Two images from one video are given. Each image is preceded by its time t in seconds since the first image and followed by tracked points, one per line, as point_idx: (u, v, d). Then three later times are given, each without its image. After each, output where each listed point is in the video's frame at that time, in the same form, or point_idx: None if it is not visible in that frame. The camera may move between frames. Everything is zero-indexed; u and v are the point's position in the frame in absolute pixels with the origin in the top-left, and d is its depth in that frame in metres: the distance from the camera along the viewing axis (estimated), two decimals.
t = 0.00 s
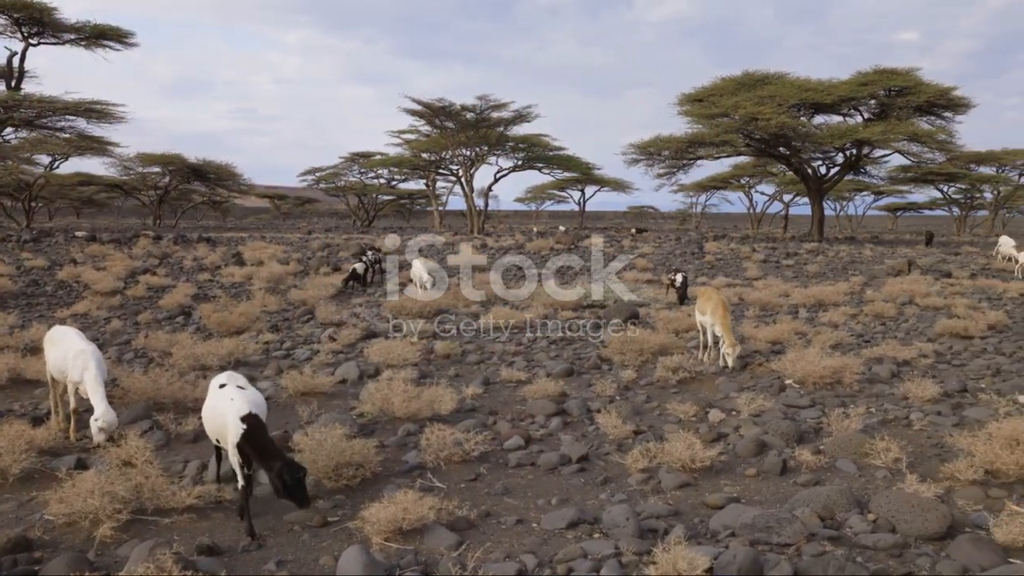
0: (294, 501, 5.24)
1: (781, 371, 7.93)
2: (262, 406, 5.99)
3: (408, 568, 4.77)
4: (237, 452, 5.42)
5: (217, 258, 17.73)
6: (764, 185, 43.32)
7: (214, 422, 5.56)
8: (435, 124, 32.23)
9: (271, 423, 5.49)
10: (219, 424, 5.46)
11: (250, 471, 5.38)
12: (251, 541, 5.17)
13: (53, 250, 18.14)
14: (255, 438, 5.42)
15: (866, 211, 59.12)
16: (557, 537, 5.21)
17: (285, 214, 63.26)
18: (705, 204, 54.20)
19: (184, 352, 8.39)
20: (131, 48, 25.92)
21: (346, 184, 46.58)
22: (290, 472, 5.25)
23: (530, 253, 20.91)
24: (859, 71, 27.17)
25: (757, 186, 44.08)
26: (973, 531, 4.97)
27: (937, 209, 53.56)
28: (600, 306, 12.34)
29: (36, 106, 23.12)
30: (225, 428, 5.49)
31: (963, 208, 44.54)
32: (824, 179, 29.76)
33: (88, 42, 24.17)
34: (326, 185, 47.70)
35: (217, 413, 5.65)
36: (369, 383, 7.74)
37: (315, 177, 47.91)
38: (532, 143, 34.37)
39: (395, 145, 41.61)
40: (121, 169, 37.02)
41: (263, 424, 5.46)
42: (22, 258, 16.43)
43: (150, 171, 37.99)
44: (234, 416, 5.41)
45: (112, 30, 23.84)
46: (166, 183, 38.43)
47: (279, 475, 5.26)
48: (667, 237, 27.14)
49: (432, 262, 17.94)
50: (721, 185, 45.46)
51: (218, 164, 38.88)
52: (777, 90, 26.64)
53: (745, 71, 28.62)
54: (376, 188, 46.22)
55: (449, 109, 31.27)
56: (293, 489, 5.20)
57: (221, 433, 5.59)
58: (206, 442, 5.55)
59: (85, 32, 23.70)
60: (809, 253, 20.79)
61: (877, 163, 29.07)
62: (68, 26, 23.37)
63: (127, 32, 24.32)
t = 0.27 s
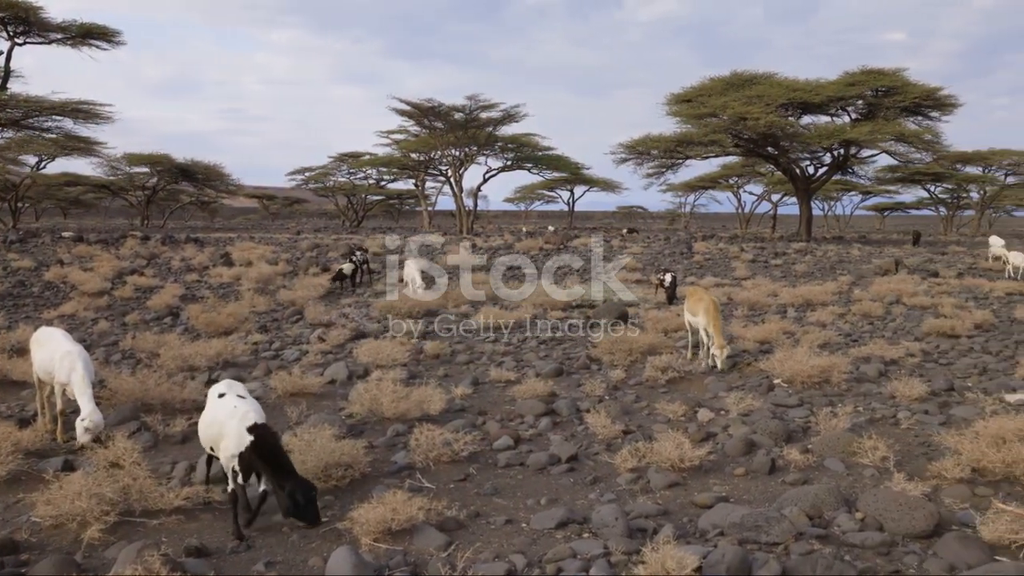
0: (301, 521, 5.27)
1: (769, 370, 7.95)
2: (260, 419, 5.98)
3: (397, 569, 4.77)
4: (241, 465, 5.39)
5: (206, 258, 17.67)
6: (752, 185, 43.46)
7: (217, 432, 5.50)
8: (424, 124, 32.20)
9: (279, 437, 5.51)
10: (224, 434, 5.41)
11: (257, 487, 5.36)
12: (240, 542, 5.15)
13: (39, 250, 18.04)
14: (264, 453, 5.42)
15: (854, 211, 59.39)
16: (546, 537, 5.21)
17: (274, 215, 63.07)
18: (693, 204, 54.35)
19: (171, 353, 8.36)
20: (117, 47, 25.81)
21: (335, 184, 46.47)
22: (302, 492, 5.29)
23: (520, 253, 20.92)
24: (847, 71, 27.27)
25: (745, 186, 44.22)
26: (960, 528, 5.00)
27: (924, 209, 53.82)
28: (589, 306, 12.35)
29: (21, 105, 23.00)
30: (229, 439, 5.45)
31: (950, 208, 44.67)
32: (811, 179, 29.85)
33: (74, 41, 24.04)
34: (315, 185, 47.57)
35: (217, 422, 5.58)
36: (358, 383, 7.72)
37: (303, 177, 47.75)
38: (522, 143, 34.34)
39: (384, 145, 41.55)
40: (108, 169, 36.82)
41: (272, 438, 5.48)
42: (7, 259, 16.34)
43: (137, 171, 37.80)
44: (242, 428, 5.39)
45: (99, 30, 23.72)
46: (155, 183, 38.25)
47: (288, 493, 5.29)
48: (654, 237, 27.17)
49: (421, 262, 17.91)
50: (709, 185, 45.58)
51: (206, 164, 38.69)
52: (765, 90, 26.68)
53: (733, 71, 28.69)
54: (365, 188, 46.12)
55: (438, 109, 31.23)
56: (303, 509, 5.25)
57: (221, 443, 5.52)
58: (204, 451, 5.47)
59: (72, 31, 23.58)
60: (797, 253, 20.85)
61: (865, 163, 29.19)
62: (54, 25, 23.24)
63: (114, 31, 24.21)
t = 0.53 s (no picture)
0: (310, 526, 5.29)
1: (758, 370, 7.97)
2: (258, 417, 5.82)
3: (386, 569, 4.76)
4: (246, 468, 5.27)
5: (194, 259, 17.63)
6: (740, 185, 43.61)
7: (219, 433, 5.32)
8: (413, 124, 32.17)
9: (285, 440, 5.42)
10: (229, 437, 5.25)
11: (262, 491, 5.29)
12: (228, 544, 5.13)
13: (26, 251, 17.95)
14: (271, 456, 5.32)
15: (842, 211, 59.67)
16: (535, 537, 5.21)
17: (262, 215, 62.90)
18: (682, 204, 54.51)
19: (160, 354, 8.33)
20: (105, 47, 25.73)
21: (323, 184, 46.38)
22: (313, 499, 5.31)
23: (509, 253, 20.93)
24: (835, 71, 27.38)
25: (734, 186, 44.37)
26: (947, 526, 5.03)
27: (912, 209, 54.11)
28: (578, 306, 12.35)
29: (8, 105, 22.89)
30: (234, 442, 5.29)
31: (937, 208, 44.86)
32: (799, 179, 29.95)
33: (61, 41, 23.94)
34: (304, 185, 47.45)
35: (218, 422, 5.39)
36: (347, 384, 7.71)
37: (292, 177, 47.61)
38: (511, 144, 34.35)
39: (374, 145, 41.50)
40: (95, 169, 36.65)
41: (279, 441, 5.38)
42: None
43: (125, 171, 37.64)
44: (250, 431, 5.26)
45: (85, 29, 23.61)
46: (143, 184, 38.08)
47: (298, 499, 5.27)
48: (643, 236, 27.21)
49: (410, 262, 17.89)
50: (698, 185, 45.70)
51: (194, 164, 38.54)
52: (754, 90, 26.74)
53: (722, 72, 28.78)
54: (354, 188, 46.04)
55: (427, 109, 31.20)
56: (315, 516, 5.28)
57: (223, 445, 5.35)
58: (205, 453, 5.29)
59: (59, 31, 23.48)
60: (784, 252, 20.92)
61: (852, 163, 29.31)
62: (41, 25, 23.14)
63: (101, 31, 24.12)
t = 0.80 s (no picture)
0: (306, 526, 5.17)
1: (746, 369, 8.00)
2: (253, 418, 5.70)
3: (374, 570, 4.75)
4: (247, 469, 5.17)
5: (182, 260, 17.59)
6: (728, 185, 43.77)
7: (220, 435, 5.20)
8: (401, 124, 32.16)
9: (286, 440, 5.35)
10: (231, 438, 5.14)
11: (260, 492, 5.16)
12: (216, 545, 5.11)
13: (11, 252, 17.86)
14: (272, 456, 5.24)
15: (829, 210, 59.94)
16: (524, 537, 5.21)
17: (250, 216, 62.71)
18: (670, 204, 54.67)
19: (147, 355, 8.31)
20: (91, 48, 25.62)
21: (311, 185, 46.29)
22: (308, 496, 5.17)
23: (498, 253, 20.95)
24: (822, 72, 27.49)
25: (722, 186, 44.52)
26: (933, 524, 5.05)
27: (899, 209, 54.42)
28: (567, 306, 12.37)
29: None
30: (235, 443, 5.19)
31: (923, 208, 45.07)
32: (787, 179, 30.07)
33: (47, 41, 23.83)
34: (292, 186, 47.34)
35: (217, 423, 5.26)
36: (336, 384, 7.69)
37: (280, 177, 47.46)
38: (500, 144, 34.38)
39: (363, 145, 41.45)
40: (81, 170, 36.46)
41: (281, 441, 5.30)
42: None
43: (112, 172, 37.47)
44: (252, 432, 5.16)
45: (70, 29, 23.49)
46: (129, 184, 37.90)
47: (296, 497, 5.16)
48: (630, 236, 27.29)
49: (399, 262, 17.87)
50: (686, 185, 45.83)
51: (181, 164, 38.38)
52: (742, 91, 26.79)
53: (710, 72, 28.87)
54: (342, 188, 45.96)
55: (415, 109, 31.21)
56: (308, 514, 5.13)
57: (222, 447, 5.23)
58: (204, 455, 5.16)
59: (44, 31, 23.36)
60: (772, 252, 20.99)
61: (840, 163, 29.44)
62: (26, 25, 23.01)
63: (87, 31, 24.02)
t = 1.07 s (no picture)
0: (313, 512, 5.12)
1: (735, 368, 8.02)
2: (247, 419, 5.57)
3: (363, 571, 4.74)
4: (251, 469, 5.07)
5: (170, 261, 17.53)
6: (717, 185, 43.91)
7: (220, 438, 5.08)
8: (390, 124, 32.13)
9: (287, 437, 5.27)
10: (232, 439, 5.04)
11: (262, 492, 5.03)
12: (204, 547, 5.08)
13: None
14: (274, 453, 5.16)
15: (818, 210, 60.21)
16: (513, 537, 5.22)
17: (239, 216, 62.52)
18: (659, 204, 54.83)
19: (135, 356, 8.27)
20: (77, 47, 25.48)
21: (300, 185, 46.20)
22: (311, 481, 5.12)
23: (487, 253, 20.95)
24: (810, 72, 27.57)
25: (710, 186, 44.67)
26: (921, 523, 5.07)
27: (887, 209, 54.70)
28: (557, 306, 12.38)
29: None
30: (236, 445, 5.07)
31: (910, 208, 45.30)
32: (776, 179, 30.17)
33: (33, 40, 23.69)
34: (281, 186, 47.20)
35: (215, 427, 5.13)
36: (325, 385, 7.67)
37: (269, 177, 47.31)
38: (489, 145, 34.39)
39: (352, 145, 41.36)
40: (68, 170, 36.27)
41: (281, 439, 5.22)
42: None
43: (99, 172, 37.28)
44: (253, 431, 5.07)
45: (57, 28, 23.37)
46: (117, 184, 37.70)
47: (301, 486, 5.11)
48: (619, 237, 27.33)
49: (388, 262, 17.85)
50: (675, 185, 45.94)
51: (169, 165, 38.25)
52: (730, 91, 26.79)
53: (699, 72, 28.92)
54: (331, 188, 45.89)
55: (404, 110, 31.19)
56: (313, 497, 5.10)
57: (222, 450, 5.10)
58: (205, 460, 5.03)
59: (31, 30, 23.23)
60: (761, 252, 21.06)
61: (828, 163, 29.55)
62: (12, 24, 22.88)
63: (74, 30, 23.90)
